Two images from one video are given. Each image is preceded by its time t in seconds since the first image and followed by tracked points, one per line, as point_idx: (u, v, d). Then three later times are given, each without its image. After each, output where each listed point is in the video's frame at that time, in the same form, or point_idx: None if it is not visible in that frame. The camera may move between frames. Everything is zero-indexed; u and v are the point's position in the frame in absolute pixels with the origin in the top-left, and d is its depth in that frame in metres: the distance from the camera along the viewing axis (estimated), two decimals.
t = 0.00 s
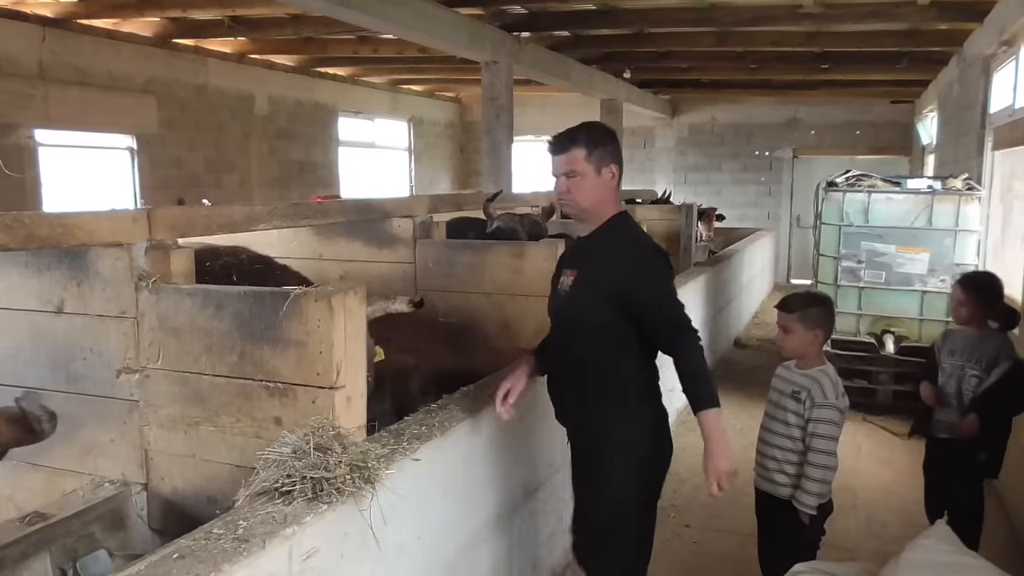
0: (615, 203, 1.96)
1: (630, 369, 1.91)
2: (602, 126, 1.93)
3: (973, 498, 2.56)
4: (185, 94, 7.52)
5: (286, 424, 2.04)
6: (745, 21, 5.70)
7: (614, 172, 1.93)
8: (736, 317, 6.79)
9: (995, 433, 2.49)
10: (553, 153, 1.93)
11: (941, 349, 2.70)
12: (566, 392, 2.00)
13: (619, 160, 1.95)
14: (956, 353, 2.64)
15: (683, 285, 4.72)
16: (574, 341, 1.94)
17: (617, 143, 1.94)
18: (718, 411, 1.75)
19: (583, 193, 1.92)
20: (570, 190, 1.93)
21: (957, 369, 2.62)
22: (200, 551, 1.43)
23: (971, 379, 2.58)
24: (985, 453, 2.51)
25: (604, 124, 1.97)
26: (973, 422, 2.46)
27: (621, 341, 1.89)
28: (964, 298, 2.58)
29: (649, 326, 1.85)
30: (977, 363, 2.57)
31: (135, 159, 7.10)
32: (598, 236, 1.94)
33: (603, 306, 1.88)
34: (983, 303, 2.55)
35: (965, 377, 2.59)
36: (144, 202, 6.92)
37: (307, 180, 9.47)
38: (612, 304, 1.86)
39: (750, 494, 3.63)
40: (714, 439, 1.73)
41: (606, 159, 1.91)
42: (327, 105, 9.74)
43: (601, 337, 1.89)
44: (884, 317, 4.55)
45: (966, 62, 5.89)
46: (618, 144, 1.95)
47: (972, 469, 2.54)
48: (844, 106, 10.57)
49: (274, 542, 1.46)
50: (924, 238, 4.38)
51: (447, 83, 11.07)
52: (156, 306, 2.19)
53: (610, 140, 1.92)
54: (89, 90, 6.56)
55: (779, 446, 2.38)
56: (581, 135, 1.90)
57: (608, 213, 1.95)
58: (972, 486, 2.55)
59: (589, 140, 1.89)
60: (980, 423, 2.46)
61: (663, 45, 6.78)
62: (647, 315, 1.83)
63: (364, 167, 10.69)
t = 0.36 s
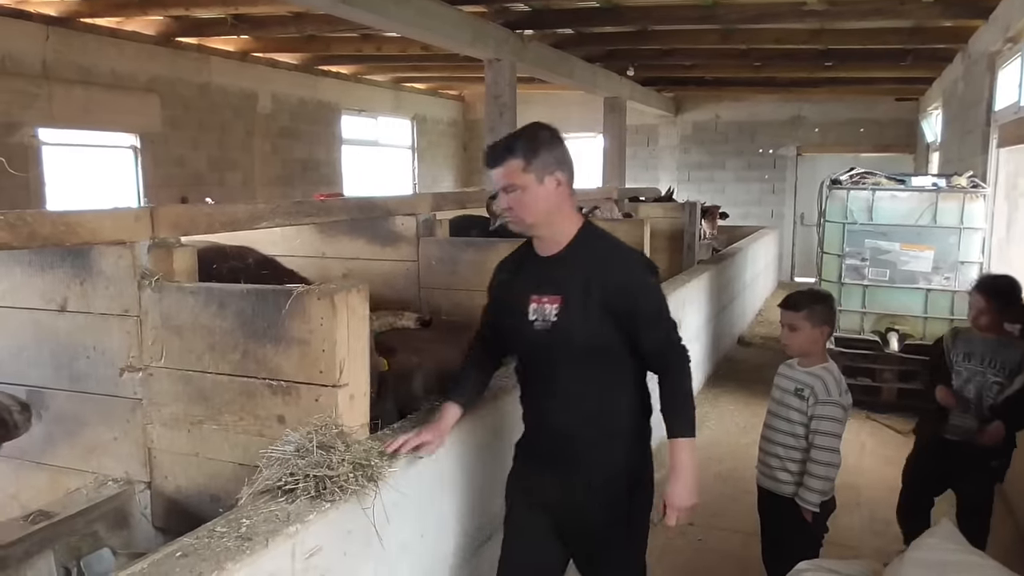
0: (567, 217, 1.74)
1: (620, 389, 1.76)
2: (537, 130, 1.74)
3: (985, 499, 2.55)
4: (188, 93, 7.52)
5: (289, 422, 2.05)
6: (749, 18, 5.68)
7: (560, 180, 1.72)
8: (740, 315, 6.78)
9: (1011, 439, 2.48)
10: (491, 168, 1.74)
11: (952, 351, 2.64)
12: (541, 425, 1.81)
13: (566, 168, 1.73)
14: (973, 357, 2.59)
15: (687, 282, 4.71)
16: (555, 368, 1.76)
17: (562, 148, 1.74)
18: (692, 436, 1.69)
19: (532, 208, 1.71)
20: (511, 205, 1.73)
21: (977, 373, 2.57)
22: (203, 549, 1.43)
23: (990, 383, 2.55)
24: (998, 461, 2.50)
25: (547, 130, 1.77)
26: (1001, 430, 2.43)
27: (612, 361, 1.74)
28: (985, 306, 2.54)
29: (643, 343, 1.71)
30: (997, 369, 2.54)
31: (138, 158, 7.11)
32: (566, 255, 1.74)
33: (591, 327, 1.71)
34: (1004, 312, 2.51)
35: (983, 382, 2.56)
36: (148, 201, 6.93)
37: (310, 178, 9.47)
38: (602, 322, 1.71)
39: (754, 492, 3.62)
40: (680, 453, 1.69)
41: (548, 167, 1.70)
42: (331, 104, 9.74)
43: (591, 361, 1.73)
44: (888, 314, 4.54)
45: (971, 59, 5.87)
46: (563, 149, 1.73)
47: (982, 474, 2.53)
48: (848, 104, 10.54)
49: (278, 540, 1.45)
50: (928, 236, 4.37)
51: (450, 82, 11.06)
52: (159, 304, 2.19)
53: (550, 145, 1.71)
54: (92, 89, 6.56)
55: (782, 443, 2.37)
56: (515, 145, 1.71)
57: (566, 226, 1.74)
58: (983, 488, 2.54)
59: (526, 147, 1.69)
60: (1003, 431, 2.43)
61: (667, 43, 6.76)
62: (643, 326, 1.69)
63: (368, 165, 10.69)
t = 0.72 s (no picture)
0: (448, 224, 1.47)
1: (562, 388, 1.51)
2: (401, 129, 1.48)
3: (987, 497, 2.55)
4: (190, 91, 7.53)
5: (292, 421, 2.05)
6: (751, 17, 5.66)
7: (431, 184, 1.45)
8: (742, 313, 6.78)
9: (1006, 425, 2.48)
10: (355, 180, 1.48)
11: (942, 354, 2.64)
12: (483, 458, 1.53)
13: (440, 170, 1.46)
14: (965, 358, 2.59)
15: (689, 280, 4.70)
16: (483, 383, 1.49)
17: (431, 147, 1.47)
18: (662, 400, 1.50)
19: (408, 218, 1.44)
20: (380, 221, 1.46)
21: (972, 372, 2.57)
22: (204, 548, 1.43)
23: (985, 381, 2.55)
24: (1001, 449, 2.49)
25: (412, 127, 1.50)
26: (983, 410, 2.44)
27: (547, 357, 1.50)
28: (977, 303, 2.51)
29: (572, 322, 1.49)
30: (991, 365, 2.54)
31: (141, 156, 7.12)
32: (457, 258, 1.48)
33: (515, 321, 1.46)
34: (996, 308, 2.49)
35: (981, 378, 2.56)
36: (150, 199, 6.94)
37: (313, 176, 9.48)
38: (525, 312, 1.47)
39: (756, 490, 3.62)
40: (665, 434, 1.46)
41: (414, 171, 1.43)
42: (333, 102, 9.74)
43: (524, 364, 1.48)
44: (891, 312, 4.53)
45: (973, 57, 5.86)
46: (432, 149, 1.46)
47: (990, 466, 2.51)
48: (851, 102, 10.53)
49: (279, 540, 1.46)
50: (931, 233, 4.35)
51: (452, 80, 11.05)
52: (160, 303, 2.19)
53: (416, 146, 1.45)
54: (94, 87, 6.57)
55: (786, 442, 2.37)
56: (375, 150, 1.45)
57: (455, 227, 1.49)
58: (984, 485, 2.53)
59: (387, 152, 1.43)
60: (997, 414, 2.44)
61: (670, 41, 6.75)
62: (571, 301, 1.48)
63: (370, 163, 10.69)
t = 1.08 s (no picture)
0: (430, 214, 1.38)
1: (512, 410, 1.40)
2: (378, 109, 1.37)
3: (967, 488, 2.59)
4: (194, 89, 7.53)
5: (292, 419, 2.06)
6: (754, 14, 5.64)
7: (412, 171, 1.34)
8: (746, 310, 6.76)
9: (976, 418, 2.54)
10: (327, 166, 1.37)
11: (911, 352, 2.61)
12: (438, 471, 1.45)
13: (422, 155, 1.36)
14: (935, 353, 2.58)
15: (692, 278, 4.68)
16: (442, 397, 1.41)
17: (412, 130, 1.36)
18: (566, 453, 1.27)
19: (388, 207, 1.34)
20: (355, 210, 1.35)
21: (942, 366, 2.57)
22: (203, 546, 1.42)
23: (957, 375, 2.55)
24: (972, 443, 2.55)
25: (391, 107, 1.39)
26: (957, 405, 2.50)
27: (510, 375, 1.39)
28: (943, 292, 2.55)
29: (538, 342, 1.36)
30: (962, 358, 2.55)
31: (144, 154, 7.13)
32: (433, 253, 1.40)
33: (478, 336, 1.37)
34: (961, 298, 2.54)
35: (952, 372, 2.55)
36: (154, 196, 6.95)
37: (316, 174, 9.49)
38: (490, 328, 1.36)
39: (759, 488, 3.61)
40: (546, 480, 1.24)
41: (393, 157, 1.32)
42: (336, 100, 9.74)
43: (471, 376, 1.39)
44: (894, 309, 4.51)
45: (977, 53, 5.84)
46: (415, 133, 1.36)
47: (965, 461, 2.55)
48: (855, 98, 10.50)
49: (277, 538, 1.45)
50: (934, 230, 4.32)
51: (456, 78, 11.03)
52: (160, 301, 2.20)
53: (395, 131, 1.34)
54: (97, 85, 6.57)
55: (789, 441, 2.36)
56: (350, 133, 1.34)
57: (436, 218, 1.39)
58: (965, 477, 2.58)
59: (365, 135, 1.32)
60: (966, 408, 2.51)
61: (673, 38, 6.73)
62: (538, 322, 1.35)
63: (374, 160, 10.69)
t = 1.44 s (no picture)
0: (492, 210, 1.20)
1: (518, 460, 1.19)
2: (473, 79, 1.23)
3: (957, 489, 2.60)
4: (193, 86, 7.52)
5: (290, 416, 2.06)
6: (755, 11, 5.64)
7: (492, 157, 1.18)
8: (746, 309, 6.76)
9: (962, 416, 2.55)
10: (397, 121, 1.22)
11: (890, 351, 2.66)
12: (425, 508, 1.27)
13: (507, 145, 1.21)
14: (914, 351, 2.63)
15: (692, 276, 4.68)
16: (449, 429, 1.22)
17: (505, 113, 1.21)
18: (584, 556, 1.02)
19: (450, 185, 1.17)
20: (413, 177, 1.18)
21: (922, 365, 2.62)
22: (198, 543, 1.41)
23: (937, 370, 2.61)
24: (961, 438, 2.54)
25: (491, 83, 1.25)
26: (940, 406, 2.52)
27: (529, 425, 1.18)
28: (920, 290, 2.60)
29: (563, 402, 1.12)
30: (940, 354, 2.61)
31: (144, 150, 7.12)
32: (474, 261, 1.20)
33: (497, 373, 1.16)
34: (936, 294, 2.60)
35: (931, 369, 2.62)
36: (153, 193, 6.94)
37: (316, 171, 9.48)
38: (513, 367, 1.16)
39: (757, 487, 3.61)
40: None
41: (477, 133, 1.17)
42: (336, 97, 9.73)
43: (481, 414, 1.19)
44: (894, 309, 4.52)
45: (977, 51, 5.84)
46: (506, 117, 1.21)
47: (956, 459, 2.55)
48: (855, 97, 10.50)
49: (273, 535, 1.45)
50: (935, 229, 4.30)
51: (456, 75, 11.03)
52: (159, 297, 2.19)
53: (490, 106, 1.19)
54: (96, 81, 6.56)
55: (788, 440, 2.36)
56: (436, 92, 1.19)
57: (497, 220, 1.21)
58: (956, 478, 2.57)
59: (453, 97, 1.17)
60: (952, 406, 2.54)
61: (673, 36, 6.73)
62: (567, 381, 1.10)
63: (373, 157, 10.69)
